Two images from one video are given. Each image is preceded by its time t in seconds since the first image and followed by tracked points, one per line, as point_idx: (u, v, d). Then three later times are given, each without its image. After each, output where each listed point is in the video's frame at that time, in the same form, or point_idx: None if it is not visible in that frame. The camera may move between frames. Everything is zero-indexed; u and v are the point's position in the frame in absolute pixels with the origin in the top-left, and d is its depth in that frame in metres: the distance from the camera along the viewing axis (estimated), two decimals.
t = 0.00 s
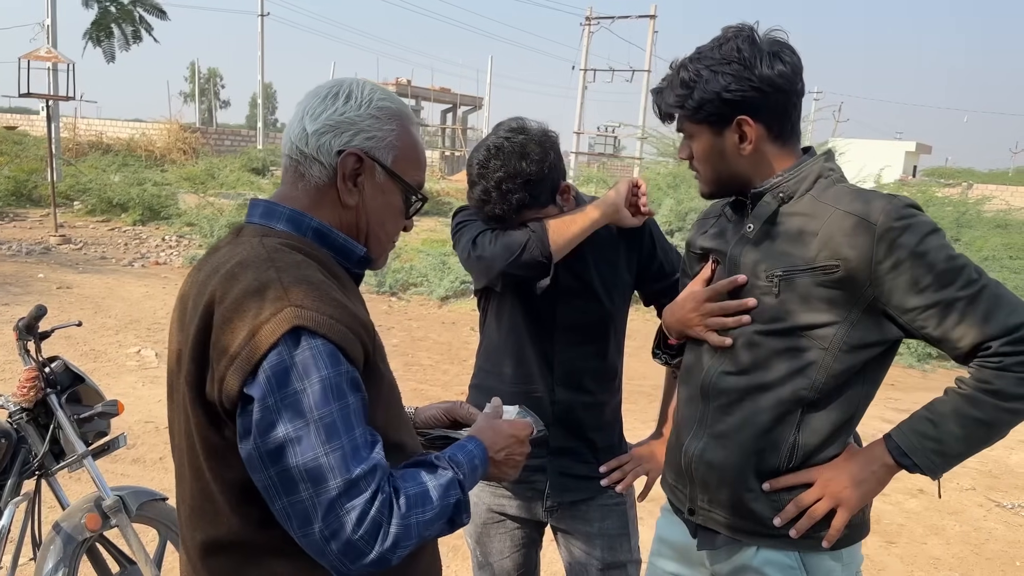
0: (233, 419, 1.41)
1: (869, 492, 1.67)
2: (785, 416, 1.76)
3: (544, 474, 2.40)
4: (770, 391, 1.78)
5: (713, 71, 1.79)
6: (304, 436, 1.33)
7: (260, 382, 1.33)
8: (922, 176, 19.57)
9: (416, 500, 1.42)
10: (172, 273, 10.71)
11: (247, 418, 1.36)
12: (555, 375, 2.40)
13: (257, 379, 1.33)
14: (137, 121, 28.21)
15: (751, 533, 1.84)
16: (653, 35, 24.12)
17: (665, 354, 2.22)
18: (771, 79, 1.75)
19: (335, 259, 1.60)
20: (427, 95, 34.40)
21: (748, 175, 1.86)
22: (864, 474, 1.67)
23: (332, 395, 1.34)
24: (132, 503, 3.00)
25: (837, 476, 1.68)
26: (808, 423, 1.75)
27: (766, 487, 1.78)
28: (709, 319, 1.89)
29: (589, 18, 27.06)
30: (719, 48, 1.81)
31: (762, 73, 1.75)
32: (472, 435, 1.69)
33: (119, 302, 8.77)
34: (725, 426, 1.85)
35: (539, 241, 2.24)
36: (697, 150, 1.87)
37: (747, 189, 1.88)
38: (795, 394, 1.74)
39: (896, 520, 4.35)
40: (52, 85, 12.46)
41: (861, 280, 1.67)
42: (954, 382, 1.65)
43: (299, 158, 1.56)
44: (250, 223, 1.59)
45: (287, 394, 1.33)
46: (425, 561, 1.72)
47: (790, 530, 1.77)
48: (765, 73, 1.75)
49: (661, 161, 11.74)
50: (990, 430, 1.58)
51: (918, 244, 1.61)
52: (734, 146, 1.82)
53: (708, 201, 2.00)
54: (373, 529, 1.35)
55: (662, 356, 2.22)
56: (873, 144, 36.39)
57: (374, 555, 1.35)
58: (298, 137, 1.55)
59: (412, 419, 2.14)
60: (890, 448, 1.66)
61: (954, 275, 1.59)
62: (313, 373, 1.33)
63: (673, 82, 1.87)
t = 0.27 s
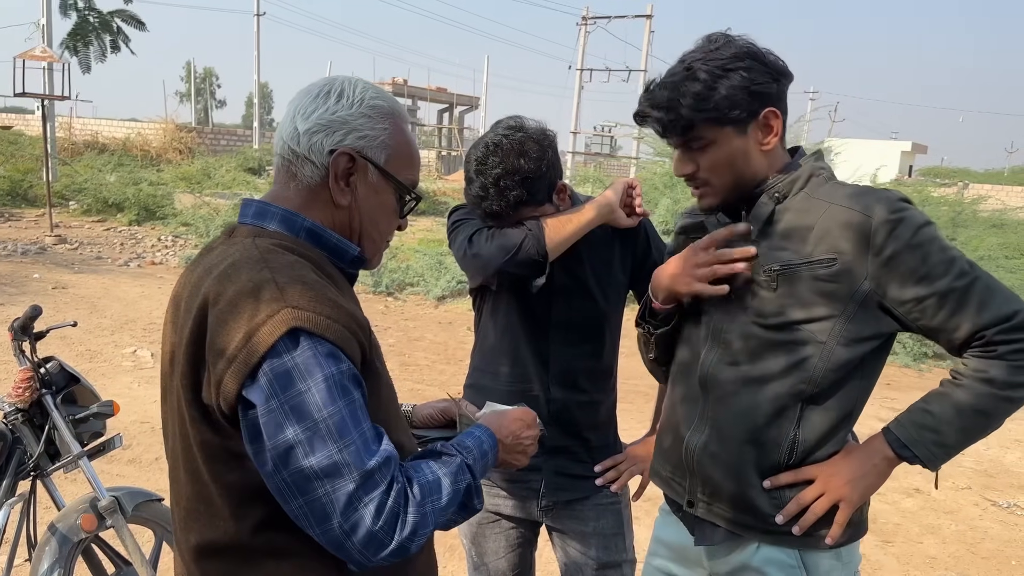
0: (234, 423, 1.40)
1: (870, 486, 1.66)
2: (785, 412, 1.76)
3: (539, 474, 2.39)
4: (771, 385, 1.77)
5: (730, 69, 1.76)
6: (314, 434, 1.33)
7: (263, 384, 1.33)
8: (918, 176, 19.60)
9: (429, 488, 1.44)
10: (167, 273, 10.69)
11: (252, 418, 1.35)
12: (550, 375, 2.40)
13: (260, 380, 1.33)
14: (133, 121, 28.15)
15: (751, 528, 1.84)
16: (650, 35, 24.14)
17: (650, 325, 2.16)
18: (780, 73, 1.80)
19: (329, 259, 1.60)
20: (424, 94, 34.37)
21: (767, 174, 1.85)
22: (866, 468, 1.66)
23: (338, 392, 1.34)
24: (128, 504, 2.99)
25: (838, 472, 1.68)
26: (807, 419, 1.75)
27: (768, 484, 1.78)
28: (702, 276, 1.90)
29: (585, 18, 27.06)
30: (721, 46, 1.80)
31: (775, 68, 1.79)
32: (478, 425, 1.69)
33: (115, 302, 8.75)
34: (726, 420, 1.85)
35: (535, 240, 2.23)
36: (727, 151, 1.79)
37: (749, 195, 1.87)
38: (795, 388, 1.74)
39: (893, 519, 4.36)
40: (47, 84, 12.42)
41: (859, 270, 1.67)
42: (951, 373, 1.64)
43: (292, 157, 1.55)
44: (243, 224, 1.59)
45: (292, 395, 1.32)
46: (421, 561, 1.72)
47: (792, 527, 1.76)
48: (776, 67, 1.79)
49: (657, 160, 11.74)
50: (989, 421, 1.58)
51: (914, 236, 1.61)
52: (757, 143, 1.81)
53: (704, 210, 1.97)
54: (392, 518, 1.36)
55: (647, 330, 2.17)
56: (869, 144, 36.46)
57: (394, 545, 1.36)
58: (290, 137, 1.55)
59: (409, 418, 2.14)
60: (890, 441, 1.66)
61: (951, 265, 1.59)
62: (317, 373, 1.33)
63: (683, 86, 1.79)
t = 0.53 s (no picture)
0: (230, 426, 1.40)
1: (882, 463, 1.70)
2: (789, 405, 1.76)
3: (534, 473, 2.40)
4: (773, 379, 1.77)
5: (698, 85, 1.72)
6: (310, 436, 1.32)
7: (260, 386, 1.32)
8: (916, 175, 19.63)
9: (423, 493, 1.44)
10: (164, 273, 10.67)
11: (247, 421, 1.35)
12: (543, 374, 2.40)
13: (256, 382, 1.33)
14: (130, 120, 28.09)
15: (765, 526, 1.83)
16: (647, 35, 24.15)
17: (650, 341, 2.07)
18: (745, 83, 1.80)
19: (328, 260, 1.59)
20: (421, 94, 34.34)
21: (740, 180, 1.84)
22: (874, 446, 1.69)
23: (335, 395, 1.34)
24: (125, 504, 2.99)
25: (851, 456, 1.69)
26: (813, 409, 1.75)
27: (782, 480, 1.77)
28: (710, 286, 1.86)
29: (583, 18, 27.06)
30: (686, 62, 1.76)
31: (741, 79, 1.78)
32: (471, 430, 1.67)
33: (112, 302, 8.73)
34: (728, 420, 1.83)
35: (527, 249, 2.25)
36: (705, 167, 1.77)
37: (725, 195, 1.85)
38: (799, 379, 1.75)
39: (890, 518, 4.37)
40: (43, 84, 12.39)
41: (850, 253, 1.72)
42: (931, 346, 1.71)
43: (290, 158, 1.55)
44: (240, 224, 1.58)
45: (288, 397, 1.32)
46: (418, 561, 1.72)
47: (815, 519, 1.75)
48: (742, 78, 1.79)
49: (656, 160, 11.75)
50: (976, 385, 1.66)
51: (892, 212, 1.70)
52: (732, 154, 1.80)
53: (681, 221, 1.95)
54: (385, 524, 1.36)
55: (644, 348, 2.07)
56: (866, 144, 36.52)
57: (387, 550, 1.36)
58: (289, 137, 1.54)
59: (406, 417, 2.14)
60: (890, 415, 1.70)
61: (930, 242, 1.67)
62: (313, 375, 1.33)
63: (656, 107, 1.73)
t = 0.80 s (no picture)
0: (224, 427, 1.40)
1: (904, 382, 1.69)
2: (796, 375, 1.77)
3: (528, 472, 2.40)
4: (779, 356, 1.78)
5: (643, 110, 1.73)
6: (299, 437, 1.32)
7: (253, 385, 1.33)
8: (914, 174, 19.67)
9: (413, 503, 1.44)
10: (162, 273, 10.66)
11: (239, 420, 1.35)
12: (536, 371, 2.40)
13: (249, 382, 1.33)
14: (128, 120, 28.05)
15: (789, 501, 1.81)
16: (645, 35, 24.17)
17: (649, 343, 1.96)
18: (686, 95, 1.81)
19: (328, 261, 1.60)
20: (420, 94, 34.33)
21: (714, 188, 1.82)
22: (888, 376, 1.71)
23: (327, 399, 1.34)
24: (122, 504, 2.98)
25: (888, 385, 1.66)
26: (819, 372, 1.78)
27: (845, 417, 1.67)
28: (709, 290, 1.80)
29: (581, 18, 27.06)
30: (624, 93, 1.77)
31: (681, 91, 1.79)
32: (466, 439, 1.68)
33: (110, 302, 8.72)
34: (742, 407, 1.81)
35: (513, 248, 2.30)
36: (674, 182, 1.74)
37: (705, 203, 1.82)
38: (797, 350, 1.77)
39: (888, 517, 4.37)
40: (41, 83, 12.37)
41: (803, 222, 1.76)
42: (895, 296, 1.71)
43: (288, 158, 1.55)
44: (240, 224, 1.58)
45: (280, 398, 1.32)
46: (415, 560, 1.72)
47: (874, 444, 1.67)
48: (681, 90, 1.79)
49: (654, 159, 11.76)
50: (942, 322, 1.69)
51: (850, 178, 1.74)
52: (697, 163, 1.79)
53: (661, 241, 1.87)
54: (370, 532, 1.36)
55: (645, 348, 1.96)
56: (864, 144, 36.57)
57: (371, 559, 1.36)
58: (288, 137, 1.54)
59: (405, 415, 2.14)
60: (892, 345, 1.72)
61: (878, 212, 1.69)
62: (307, 378, 1.33)
63: (611, 142, 1.72)
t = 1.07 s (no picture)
0: (224, 427, 1.40)
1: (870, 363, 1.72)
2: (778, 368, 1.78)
3: (526, 471, 2.40)
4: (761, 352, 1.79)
5: (626, 103, 1.76)
6: (300, 437, 1.33)
7: (252, 387, 1.33)
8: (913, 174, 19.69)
9: (415, 497, 1.44)
10: (161, 272, 10.65)
11: (238, 421, 1.36)
12: (533, 371, 2.41)
13: (247, 383, 1.33)
14: (126, 120, 28.02)
15: (778, 494, 1.80)
16: (645, 35, 24.17)
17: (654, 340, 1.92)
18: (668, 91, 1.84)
19: (327, 262, 1.60)
20: (419, 93, 34.31)
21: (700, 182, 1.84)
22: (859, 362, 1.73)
23: (327, 397, 1.34)
24: (122, 504, 2.98)
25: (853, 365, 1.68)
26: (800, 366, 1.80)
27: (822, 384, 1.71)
28: (709, 268, 1.79)
29: (580, 18, 27.04)
30: (608, 89, 1.81)
31: (663, 88, 1.82)
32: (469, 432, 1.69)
33: (109, 301, 8.71)
34: (731, 401, 1.79)
35: (508, 246, 2.31)
36: (660, 171, 1.75)
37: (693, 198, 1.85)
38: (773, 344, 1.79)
39: (887, 517, 4.38)
40: (39, 83, 12.34)
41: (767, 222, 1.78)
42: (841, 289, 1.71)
43: (288, 159, 1.56)
44: (239, 225, 1.58)
45: (280, 398, 1.33)
46: (416, 560, 1.72)
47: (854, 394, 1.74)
48: (664, 86, 1.83)
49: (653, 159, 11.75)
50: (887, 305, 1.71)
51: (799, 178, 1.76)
52: (681, 155, 1.81)
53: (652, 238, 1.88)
54: (374, 529, 1.36)
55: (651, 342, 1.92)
56: (863, 143, 36.58)
57: (375, 556, 1.37)
58: (288, 137, 1.55)
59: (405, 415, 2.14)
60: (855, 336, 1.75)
61: (836, 219, 1.70)
62: (306, 378, 1.33)
63: (595, 134, 1.74)
